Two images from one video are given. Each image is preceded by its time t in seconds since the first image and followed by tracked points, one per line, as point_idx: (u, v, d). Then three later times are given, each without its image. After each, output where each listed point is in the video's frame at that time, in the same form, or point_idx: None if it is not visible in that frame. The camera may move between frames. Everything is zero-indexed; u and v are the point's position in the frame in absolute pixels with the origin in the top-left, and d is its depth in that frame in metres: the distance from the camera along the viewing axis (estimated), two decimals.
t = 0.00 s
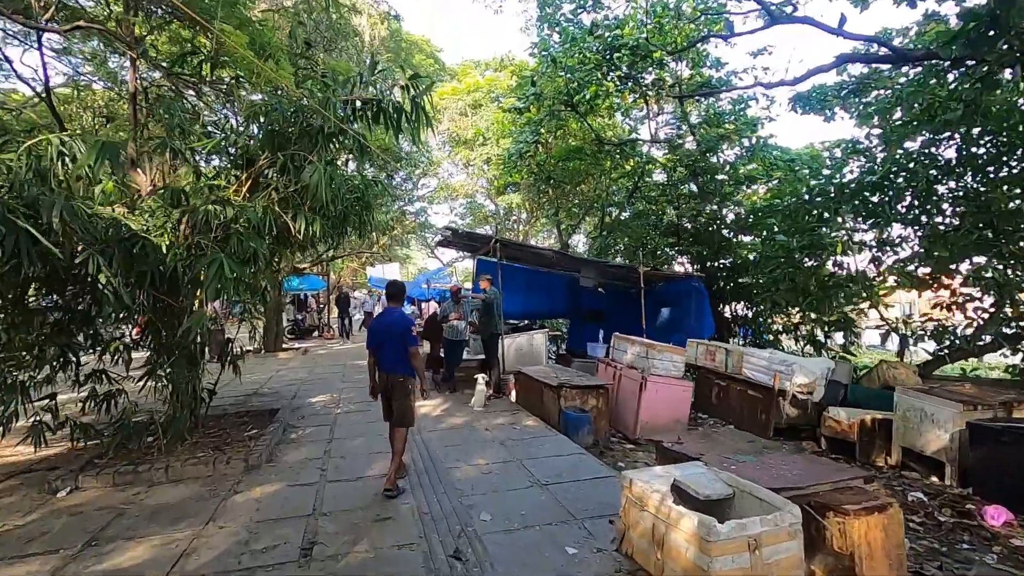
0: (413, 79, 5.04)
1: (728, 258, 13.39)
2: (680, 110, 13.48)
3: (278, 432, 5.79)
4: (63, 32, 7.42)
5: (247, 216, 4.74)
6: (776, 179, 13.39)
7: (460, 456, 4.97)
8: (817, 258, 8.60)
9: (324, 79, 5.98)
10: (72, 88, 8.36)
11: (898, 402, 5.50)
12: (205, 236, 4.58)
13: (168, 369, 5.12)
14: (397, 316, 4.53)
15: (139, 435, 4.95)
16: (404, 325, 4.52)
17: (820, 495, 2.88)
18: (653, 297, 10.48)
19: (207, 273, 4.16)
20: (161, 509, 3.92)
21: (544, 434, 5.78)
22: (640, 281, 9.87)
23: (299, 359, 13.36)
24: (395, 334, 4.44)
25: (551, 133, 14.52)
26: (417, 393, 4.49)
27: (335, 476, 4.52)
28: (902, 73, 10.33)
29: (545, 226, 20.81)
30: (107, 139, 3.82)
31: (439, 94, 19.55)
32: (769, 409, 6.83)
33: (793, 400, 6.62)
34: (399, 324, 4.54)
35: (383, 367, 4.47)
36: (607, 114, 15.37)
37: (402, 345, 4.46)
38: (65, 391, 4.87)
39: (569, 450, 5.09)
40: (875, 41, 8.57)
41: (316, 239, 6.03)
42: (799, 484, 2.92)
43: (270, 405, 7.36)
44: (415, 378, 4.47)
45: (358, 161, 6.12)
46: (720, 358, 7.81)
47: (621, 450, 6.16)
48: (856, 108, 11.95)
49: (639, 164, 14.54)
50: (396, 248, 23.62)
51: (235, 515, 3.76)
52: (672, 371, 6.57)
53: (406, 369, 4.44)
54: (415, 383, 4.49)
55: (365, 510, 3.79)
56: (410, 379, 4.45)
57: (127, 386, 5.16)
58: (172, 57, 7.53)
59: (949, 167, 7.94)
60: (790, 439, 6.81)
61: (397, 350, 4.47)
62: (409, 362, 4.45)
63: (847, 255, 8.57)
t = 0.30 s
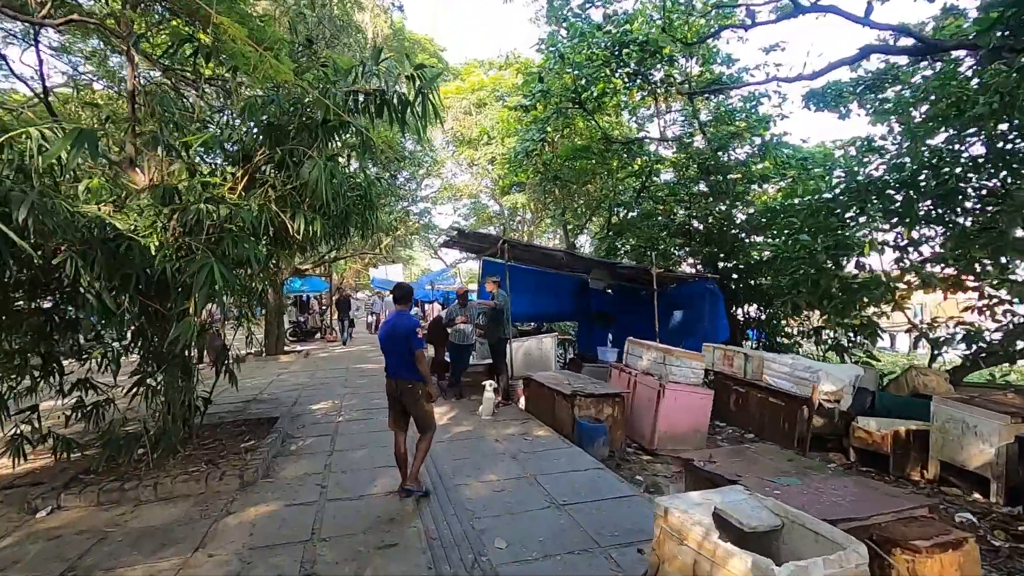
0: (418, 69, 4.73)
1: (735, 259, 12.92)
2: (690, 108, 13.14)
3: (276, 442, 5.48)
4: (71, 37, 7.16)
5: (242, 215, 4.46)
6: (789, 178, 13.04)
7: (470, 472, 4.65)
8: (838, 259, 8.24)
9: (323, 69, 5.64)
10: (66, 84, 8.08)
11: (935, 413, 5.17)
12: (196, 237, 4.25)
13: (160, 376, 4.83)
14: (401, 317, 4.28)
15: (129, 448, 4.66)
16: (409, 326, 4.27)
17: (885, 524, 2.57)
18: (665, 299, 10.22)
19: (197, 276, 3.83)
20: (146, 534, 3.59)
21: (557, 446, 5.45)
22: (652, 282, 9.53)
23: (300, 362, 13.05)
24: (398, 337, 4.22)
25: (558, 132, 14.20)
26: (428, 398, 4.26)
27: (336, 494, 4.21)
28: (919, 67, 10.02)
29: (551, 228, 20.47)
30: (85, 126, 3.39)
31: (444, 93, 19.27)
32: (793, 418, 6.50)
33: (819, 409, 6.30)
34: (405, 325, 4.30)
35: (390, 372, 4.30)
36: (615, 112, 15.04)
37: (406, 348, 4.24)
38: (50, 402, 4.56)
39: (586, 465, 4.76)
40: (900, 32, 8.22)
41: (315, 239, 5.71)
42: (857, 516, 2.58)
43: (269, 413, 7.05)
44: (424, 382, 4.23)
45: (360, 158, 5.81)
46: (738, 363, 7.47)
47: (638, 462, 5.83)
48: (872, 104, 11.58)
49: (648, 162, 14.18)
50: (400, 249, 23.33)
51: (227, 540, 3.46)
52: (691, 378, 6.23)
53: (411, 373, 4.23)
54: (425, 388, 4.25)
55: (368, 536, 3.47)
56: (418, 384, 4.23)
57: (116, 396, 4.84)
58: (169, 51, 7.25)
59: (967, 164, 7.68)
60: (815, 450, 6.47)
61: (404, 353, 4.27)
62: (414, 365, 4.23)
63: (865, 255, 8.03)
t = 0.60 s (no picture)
0: (430, 52, 4.35)
1: (752, 259, 12.40)
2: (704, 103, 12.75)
3: (277, 452, 5.13)
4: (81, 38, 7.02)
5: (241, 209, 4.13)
6: (806, 175, 12.66)
7: (487, 487, 4.30)
8: (868, 257, 7.80)
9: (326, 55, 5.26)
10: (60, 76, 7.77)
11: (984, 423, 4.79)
12: (189, 231, 3.88)
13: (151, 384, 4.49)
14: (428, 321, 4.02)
15: (117, 461, 4.31)
16: (436, 331, 4.05)
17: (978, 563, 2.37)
18: (681, 300, 9.83)
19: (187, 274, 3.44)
20: (131, 560, 3.24)
21: (577, 457, 5.11)
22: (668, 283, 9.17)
23: (303, 364, 12.72)
24: (426, 344, 3.96)
25: (567, 128, 13.84)
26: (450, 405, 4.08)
27: (342, 513, 3.86)
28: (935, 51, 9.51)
29: (558, 227, 20.11)
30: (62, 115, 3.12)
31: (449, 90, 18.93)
32: (824, 426, 6.15)
33: (853, 416, 5.94)
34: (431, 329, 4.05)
35: (411, 378, 4.01)
36: (624, 109, 14.68)
37: (434, 354, 3.99)
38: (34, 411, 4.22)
39: (611, 481, 4.41)
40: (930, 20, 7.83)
41: (318, 236, 5.35)
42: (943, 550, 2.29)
43: (270, 419, 6.72)
44: (448, 389, 4.04)
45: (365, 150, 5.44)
46: (763, 368, 7.12)
47: (663, 473, 5.49)
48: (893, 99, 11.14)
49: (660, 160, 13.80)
50: (404, 250, 22.99)
51: (220, 568, 3.11)
52: (717, 384, 5.87)
53: (438, 380, 4.00)
54: (449, 395, 4.07)
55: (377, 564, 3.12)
56: (445, 391, 4.03)
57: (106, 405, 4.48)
58: (168, 42, 6.93)
59: (1003, 159, 7.31)
60: (848, 460, 6.13)
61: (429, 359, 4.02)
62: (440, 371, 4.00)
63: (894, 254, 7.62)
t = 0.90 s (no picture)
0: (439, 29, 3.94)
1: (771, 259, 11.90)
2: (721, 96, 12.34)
3: (279, 463, 4.80)
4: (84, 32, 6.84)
5: (237, 201, 3.79)
6: (828, 171, 12.18)
7: (506, 503, 3.94)
8: (904, 254, 7.31)
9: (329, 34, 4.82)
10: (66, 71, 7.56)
11: None
12: (180, 224, 3.55)
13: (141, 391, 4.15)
14: (461, 326, 4.23)
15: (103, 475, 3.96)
16: (466, 333, 4.22)
17: None
18: (701, 300, 9.42)
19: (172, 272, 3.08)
20: None
21: (601, 469, 4.73)
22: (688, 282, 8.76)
23: (309, 367, 12.41)
24: (464, 348, 4.13)
25: (578, 123, 13.41)
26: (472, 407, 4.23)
27: (347, 534, 3.51)
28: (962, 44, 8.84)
29: (568, 228, 19.71)
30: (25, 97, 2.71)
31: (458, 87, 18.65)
32: (861, 434, 5.75)
33: (887, 425, 5.56)
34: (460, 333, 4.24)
35: (443, 377, 4.09)
36: (637, 105, 14.26)
37: (467, 356, 4.17)
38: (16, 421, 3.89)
39: (642, 498, 4.02)
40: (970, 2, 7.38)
41: (321, 231, 4.99)
42: None
43: (272, 426, 6.38)
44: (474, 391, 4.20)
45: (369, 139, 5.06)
46: (792, 372, 6.72)
47: (691, 486, 5.11)
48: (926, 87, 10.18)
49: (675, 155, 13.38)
50: (411, 251, 22.66)
51: None
52: (748, 390, 5.47)
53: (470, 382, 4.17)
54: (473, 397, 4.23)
55: None
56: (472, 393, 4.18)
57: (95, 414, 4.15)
58: (169, 32, 6.63)
59: None
60: (888, 471, 5.72)
61: (460, 360, 4.16)
62: (469, 373, 4.17)
63: (932, 251, 7.10)
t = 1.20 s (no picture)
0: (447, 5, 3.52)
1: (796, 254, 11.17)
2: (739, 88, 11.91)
3: (280, 477, 4.47)
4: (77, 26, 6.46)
5: (231, 191, 3.46)
6: (851, 166, 11.72)
7: (526, 526, 3.59)
8: (944, 251, 6.85)
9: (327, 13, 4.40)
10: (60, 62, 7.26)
11: None
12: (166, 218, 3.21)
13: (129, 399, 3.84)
14: (477, 328, 3.91)
15: (87, 492, 3.64)
16: (483, 335, 3.90)
17: None
18: (723, 300, 9.05)
19: (155, 271, 2.75)
20: None
21: (626, 484, 4.37)
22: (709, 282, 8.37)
23: (315, 369, 12.10)
24: (479, 350, 3.82)
25: (591, 118, 13.02)
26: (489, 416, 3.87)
27: (351, 561, 3.17)
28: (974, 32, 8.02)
29: (578, 226, 19.30)
30: None
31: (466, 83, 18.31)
32: (900, 443, 5.38)
33: (933, 436, 5.17)
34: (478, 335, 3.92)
35: (456, 382, 3.79)
36: (651, 99, 13.84)
37: (482, 360, 3.85)
38: None
39: (675, 519, 3.65)
40: None
41: (322, 226, 4.64)
42: None
43: (274, 434, 6.06)
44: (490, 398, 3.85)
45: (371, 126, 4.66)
46: (824, 376, 6.32)
47: (722, 502, 4.74)
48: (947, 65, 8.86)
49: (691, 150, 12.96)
50: (419, 250, 22.33)
51: None
52: (783, 397, 5.08)
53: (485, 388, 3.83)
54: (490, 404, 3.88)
55: None
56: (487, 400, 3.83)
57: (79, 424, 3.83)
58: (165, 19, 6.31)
59: None
60: (934, 484, 5.30)
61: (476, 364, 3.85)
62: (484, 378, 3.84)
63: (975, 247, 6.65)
